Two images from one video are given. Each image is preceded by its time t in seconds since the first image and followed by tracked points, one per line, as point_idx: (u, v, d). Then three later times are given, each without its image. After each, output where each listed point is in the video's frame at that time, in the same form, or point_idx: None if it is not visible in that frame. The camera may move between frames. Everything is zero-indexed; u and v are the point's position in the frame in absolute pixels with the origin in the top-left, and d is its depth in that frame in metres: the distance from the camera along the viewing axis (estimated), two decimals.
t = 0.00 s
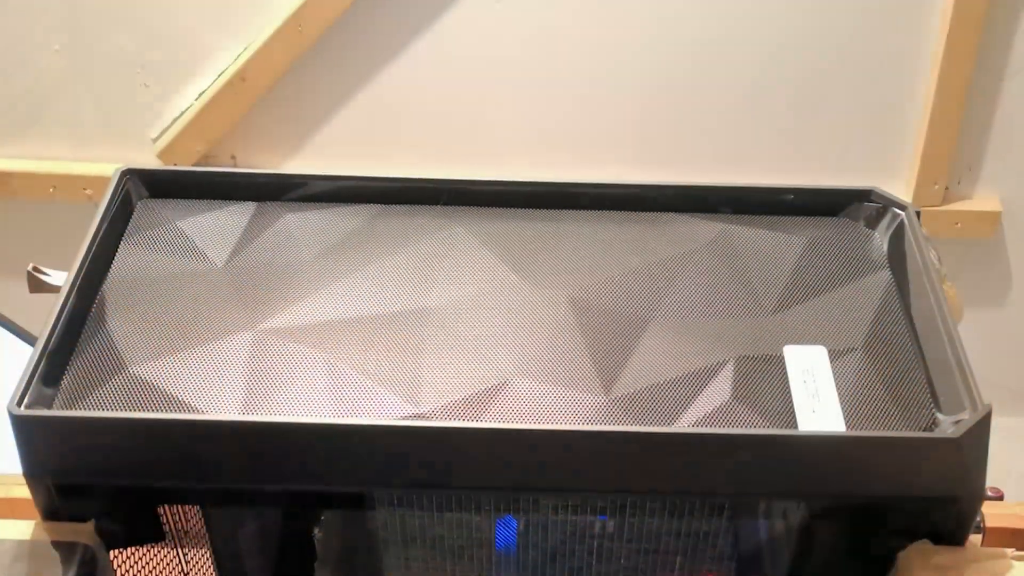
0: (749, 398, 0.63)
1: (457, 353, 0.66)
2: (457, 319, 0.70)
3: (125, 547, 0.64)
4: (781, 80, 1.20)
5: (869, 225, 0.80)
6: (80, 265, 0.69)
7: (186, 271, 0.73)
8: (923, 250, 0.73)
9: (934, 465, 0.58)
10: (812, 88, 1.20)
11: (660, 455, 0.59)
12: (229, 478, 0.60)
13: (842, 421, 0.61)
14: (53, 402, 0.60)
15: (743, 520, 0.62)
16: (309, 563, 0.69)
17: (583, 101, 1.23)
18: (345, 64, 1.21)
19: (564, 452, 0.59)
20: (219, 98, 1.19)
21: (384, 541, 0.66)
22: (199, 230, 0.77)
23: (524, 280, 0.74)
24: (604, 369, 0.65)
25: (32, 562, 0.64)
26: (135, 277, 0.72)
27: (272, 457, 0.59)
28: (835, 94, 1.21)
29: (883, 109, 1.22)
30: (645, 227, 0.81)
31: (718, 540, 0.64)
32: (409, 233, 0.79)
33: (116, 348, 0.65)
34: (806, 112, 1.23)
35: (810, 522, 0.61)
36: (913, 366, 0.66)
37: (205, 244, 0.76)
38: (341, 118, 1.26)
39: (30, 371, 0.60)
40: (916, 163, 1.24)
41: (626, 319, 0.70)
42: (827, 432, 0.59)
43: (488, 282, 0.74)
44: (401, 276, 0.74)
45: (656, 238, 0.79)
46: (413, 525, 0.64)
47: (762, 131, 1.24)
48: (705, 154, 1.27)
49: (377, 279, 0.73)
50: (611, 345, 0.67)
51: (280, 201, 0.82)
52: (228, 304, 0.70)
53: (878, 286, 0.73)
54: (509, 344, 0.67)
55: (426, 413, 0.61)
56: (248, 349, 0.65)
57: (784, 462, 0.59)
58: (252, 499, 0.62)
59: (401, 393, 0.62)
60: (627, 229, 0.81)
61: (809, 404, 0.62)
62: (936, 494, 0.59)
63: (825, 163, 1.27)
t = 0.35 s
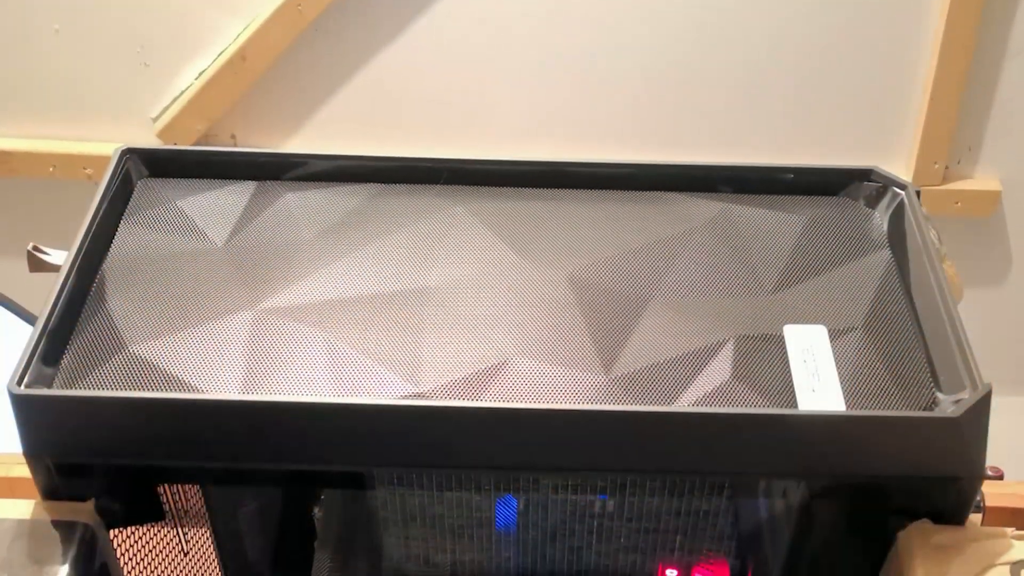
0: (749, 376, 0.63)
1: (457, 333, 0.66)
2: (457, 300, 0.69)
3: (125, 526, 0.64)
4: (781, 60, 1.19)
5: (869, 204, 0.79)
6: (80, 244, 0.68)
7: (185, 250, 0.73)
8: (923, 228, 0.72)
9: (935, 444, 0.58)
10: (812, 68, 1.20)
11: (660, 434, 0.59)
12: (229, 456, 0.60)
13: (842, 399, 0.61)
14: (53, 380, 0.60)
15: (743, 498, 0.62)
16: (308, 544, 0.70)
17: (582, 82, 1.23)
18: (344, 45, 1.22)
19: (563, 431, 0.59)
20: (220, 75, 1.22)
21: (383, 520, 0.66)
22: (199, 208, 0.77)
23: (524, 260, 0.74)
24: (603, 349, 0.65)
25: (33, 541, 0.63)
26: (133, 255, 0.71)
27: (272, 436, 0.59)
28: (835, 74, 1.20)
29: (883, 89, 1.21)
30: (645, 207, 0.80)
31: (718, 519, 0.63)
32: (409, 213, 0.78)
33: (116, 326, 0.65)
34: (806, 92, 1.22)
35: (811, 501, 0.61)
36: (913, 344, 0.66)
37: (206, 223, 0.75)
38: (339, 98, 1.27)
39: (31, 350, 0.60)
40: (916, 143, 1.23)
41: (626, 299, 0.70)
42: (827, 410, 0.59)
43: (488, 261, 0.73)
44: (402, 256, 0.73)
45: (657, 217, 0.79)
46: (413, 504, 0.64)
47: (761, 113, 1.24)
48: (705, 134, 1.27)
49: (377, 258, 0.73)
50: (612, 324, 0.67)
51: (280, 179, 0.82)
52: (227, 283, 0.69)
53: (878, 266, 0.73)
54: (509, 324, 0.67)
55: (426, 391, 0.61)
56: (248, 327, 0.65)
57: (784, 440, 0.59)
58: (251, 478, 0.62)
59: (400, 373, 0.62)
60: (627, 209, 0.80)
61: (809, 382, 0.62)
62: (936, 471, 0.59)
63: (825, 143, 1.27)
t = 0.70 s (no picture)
0: (749, 356, 0.63)
1: (457, 310, 0.66)
2: (457, 277, 0.69)
3: (125, 505, 0.64)
4: (783, 39, 1.18)
5: (869, 183, 0.79)
6: (80, 222, 0.68)
7: (185, 228, 0.72)
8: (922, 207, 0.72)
9: (935, 420, 0.58)
10: (813, 47, 1.19)
11: (660, 413, 0.59)
12: (229, 435, 0.60)
13: (842, 378, 0.61)
14: (53, 360, 0.60)
15: (743, 477, 0.62)
16: (309, 521, 0.69)
17: (583, 60, 1.21)
18: (343, 23, 1.21)
19: (562, 409, 0.59)
20: (220, 54, 1.20)
21: (384, 499, 0.66)
22: (199, 187, 0.76)
23: (524, 239, 0.73)
24: (604, 327, 0.65)
25: (33, 520, 0.63)
26: (135, 234, 0.71)
27: (271, 414, 0.59)
28: (837, 52, 1.19)
29: (884, 68, 1.20)
30: (645, 186, 0.80)
31: (718, 496, 0.64)
32: (408, 192, 0.78)
33: (116, 306, 0.64)
34: (808, 71, 1.21)
35: (811, 479, 0.61)
36: (913, 324, 0.65)
37: (203, 202, 0.75)
38: (339, 78, 1.26)
39: (31, 329, 0.59)
40: (916, 122, 1.23)
41: (627, 278, 0.69)
42: (827, 389, 0.59)
43: (488, 240, 0.73)
44: (402, 235, 0.73)
45: (657, 197, 0.78)
46: (413, 483, 0.64)
47: (763, 91, 1.23)
48: (706, 114, 1.26)
49: (378, 236, 0.73)
50: (612, 303, 0.67)
51: (280, 158, 0.81)
52: (226, 261, 0.69)
53: (877, 246, 0.72)
54: (509, 303, 0.67)
55: (426, 371, 0.60)
56: (248, 307, 0.65)
57: (785, 418, 0.59)
58: (251, 457, 0.61)
59: (399, 350, 0.62)
60: (627, 188, 0.79)
61: (809, 361, 0.62)
62: (934, 450, 0.59)
63: (826, 123, 1.26)
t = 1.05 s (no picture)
0: (749, 335, 0.63)
1: (457, 289, 0.66)
2: (457, 256, 0.69)
3: (125, 485, 0.63)
4: (785, 17, 1.17)
5: (869, 162, 0.79)
6: (79, 202, 0.67)
7: (183, 208, 0.72)
8: (922, 186, 0.72)
9: (935, 399, 0.58)
10: (815, 25, 1.18)
11: (660, 393, 0.59)
12: (229, 414, 0.59)
13: (843, 357, 0.61)
14: (54, 339, 0.59)
15: (743, 457, 0.62)
16: (308, 502, 0.70)
17: (584, 39, 1.20)
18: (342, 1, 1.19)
19: (563, 389, 0.59)
20: (220, 34, 1.19)
21: (384, 478, 0.66)
22: (199, 165, 0.76)
23: (525, 218, 0.73)
24: (604, 306, 0.65)
25: (33, 499, 0.63)
26: (136, 214, 0.70)
27: (271, 393, 0.59)
28: (838, 31, 1.18)
29: (885, 46, 1.19)
30: (645, 166, 0.79)
31: (719, 475, 0.64)
32: (408, 171, 0.77)
33: (116, 285, 0.64)
34: (809, 50, 1.20)
35: (811, 458, 0.61)
36: (913, 303, 0.65)
37: (202, 180, 0.74)
38: (339, 57, 1.25)
39: (31, 308, 0.59)
40: (916, 101, 1.22)
41: (627, 257, 0.69)
42: (828, 368, 0.59)
43: (488, 220, 0.72)
44: (402, 214, 0.72)
45: (658, 176, 0.78)
46: (413, 462, 0.64)
47: (765, 71, 1.22)
48: (708, 93, 1.25)
49: (378, 215, 0.72)
50: (612, 282, 0.67)
51: (280, 138, 0.80)
52: (227, 241, 0.69)
53: (877, 225, 0.72)
54: (509, 283, 0.66)
55: (426, 350, 0.60)
56: (248, 286, 0.64)
57: (786, 397, 0.59)
58: (250, 436, 0.61)
59: (400, 329, 0.62)
60: (627, 168, 0.79)
61: (809, 340, 0.62)
62: (934, 429, 0.59)
63: (828, 103, 1.25)
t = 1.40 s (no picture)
0: (749, 314, 0.62)
1: (458, 269, 0.65)
2: (457, 235, 0.68)
3: (125, 464, 0.63)
4: None
5: (869, 141, 0.78)
6: (79, 180, 0.67)
7: (184, 187, 0.71)
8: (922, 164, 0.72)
9: (935, 378, 0.58)
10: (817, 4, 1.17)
11: (661, 372, 0.59)
12: (228, 393, 0.59)
13: (843, 336, 0.61)
14: (53, 318, 0.59)
15: (744, 436, 0.62)
16: (307, 481, 0.70)
17: (584, 18, 1.19)
18: None
19: (564, 368, 0.59)
20: (221, 14, 1.18)
21: (384, 457, 0.66)
22: (199, 145, 0.75)
23: (525, 198, 0.72)
24: (605, 286, 0.64)
25: (33, 479, 0.61)
26: (136, 193, 0.70)
27: (271, 373, 0.59)
28: (840, 9, 1.17)
29: (886, 25, 1.18)
30: (645, 144, 0.79)
31: (720, 454, 0.64)
32: (409, 150, 0.77)
33: (116, 264, 0.63)
34: (811, 29, 1.19)
35: (812, 437, 0.61)
36: (914, 282, 0.65)
37: (201, 157, 0.74)
38: (338, 36, 1.24)
39: (31, 287, 0.58)
40: (916, 80, 1.21)
41: (627, 237, 0.69)
42: (828, 347, 0.59)
43: (489, 199, 0.72)
44: (402, 193, 0.72)
45: (658, 155, 0.77)
46: (414, 442, 0.64)
47: (766, 50, 1.22)
48: (710, 73, 1.24)
49: (378, 194, 0.72)
50: (612, 262, 0.66)
51: (280, 117, 0.80)
52: (227, 220, 0.68)
53: (877, 205, 0.72)
54: (510, 262, 0.66)
55: (426, 329, 0.60)
56: (248, 265, 0.64)
57: (786, 376, 0.59)
58: (250, 416, 0.61)
59: (400, 308, 0.61)
60: (627, 146, 0.78)
61: (808, 320, 0.62)
62: (934, 408, 0.59)
63: (829, 82, 1.24)
